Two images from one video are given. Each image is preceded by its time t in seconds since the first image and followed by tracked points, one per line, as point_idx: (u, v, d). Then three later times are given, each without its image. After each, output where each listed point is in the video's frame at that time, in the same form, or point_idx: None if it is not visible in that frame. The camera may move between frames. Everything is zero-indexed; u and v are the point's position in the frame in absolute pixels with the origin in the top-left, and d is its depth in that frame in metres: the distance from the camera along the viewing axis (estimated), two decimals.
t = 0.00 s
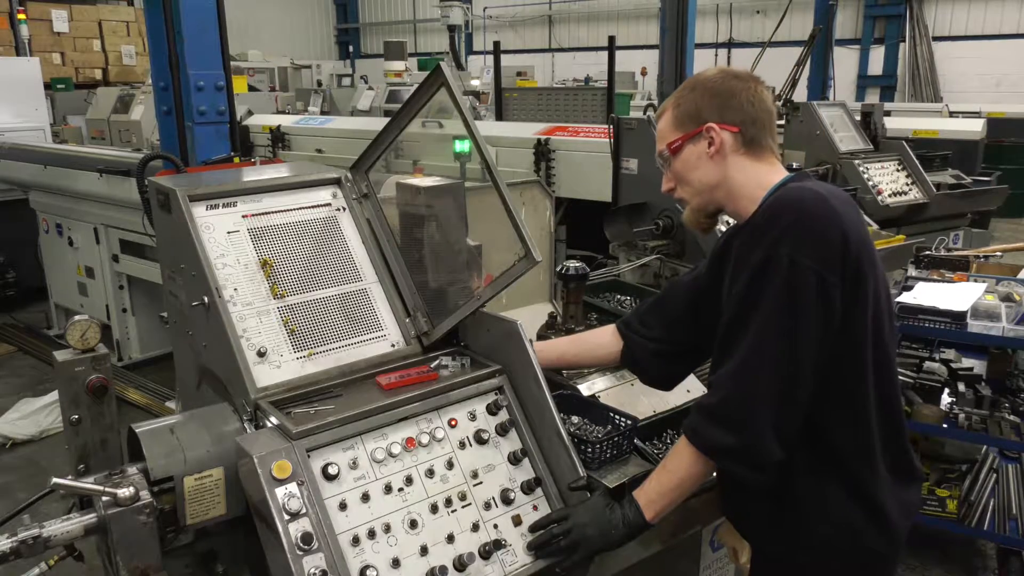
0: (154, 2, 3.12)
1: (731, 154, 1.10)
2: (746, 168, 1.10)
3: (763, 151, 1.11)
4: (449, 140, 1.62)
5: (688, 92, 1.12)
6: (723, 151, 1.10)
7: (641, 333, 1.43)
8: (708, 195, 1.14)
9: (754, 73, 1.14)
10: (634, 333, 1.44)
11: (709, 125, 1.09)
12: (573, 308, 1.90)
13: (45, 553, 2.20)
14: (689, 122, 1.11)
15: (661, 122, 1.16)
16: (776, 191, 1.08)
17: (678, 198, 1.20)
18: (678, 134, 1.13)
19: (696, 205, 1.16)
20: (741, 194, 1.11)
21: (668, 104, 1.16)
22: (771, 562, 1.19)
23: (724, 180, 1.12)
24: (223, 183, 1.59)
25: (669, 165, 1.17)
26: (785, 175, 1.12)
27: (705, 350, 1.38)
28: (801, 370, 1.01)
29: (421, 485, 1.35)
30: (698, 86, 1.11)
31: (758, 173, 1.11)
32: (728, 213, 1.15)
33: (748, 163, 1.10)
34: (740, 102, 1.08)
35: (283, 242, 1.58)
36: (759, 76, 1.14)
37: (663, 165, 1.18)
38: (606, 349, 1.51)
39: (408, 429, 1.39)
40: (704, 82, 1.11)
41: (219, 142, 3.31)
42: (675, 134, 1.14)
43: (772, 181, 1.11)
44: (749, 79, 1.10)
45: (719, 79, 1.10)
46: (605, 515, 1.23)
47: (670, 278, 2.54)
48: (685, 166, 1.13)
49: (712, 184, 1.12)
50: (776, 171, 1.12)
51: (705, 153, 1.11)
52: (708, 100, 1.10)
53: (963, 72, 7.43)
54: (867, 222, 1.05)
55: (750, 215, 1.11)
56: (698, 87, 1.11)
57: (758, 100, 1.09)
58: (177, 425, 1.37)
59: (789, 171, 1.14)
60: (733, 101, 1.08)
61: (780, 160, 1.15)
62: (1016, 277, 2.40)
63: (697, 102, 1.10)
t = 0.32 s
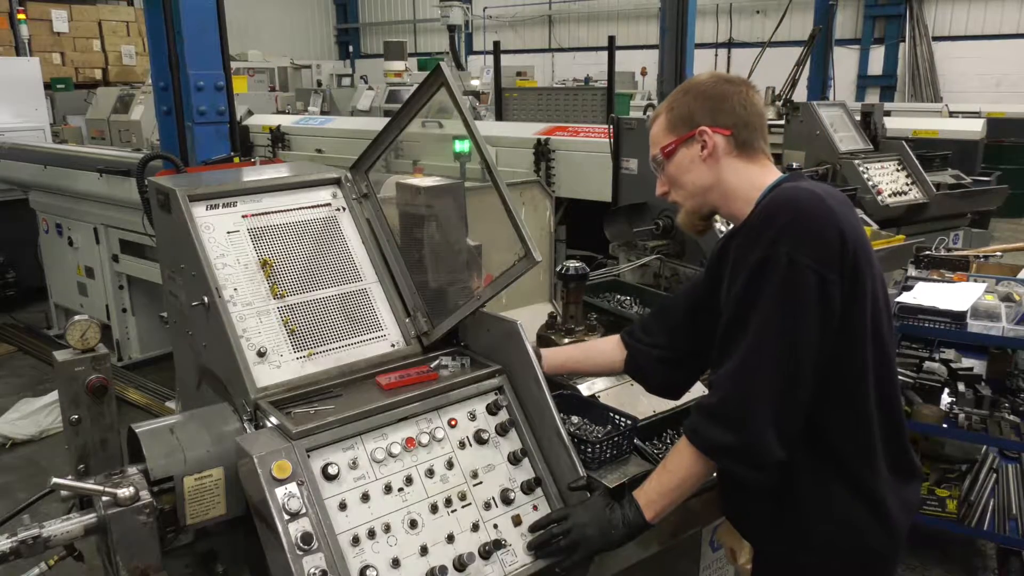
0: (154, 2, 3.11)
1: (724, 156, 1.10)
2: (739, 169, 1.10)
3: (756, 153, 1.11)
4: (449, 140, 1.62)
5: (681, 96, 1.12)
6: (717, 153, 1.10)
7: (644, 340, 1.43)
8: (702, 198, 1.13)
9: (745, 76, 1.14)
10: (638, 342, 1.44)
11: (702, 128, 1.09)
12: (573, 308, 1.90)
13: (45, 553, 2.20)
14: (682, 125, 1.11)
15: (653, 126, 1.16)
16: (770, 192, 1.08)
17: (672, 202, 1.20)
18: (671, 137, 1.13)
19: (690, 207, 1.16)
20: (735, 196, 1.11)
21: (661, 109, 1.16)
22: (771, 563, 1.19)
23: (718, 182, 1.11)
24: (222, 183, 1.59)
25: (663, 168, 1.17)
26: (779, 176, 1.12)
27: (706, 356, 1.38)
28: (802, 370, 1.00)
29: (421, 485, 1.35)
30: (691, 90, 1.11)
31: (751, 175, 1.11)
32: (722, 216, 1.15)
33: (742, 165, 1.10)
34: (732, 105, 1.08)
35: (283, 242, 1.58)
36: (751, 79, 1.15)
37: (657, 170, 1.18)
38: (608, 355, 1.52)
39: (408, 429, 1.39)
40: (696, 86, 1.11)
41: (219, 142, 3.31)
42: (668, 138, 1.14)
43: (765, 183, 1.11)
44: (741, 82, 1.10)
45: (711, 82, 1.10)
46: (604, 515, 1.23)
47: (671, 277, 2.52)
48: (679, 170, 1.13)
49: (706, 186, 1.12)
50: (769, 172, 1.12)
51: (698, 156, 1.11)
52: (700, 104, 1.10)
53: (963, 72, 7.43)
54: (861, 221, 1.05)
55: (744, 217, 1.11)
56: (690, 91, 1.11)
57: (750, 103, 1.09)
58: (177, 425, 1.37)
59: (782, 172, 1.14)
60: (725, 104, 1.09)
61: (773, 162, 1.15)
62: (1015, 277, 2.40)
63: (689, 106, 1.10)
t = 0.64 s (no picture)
0: (154, 2, 3.11)
1: (723, 155, 1.10)
2: (738, 169, 1.10)
3: (755, 152, 1.11)
4: (449, 140, 1.62)
5: (683, 92, 1.12)
6: (717, 151, 1.10)
7: (639, 346, 1.43)
8: (700, 196, 1.13)
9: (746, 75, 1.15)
10: (633, 346, 1.44)
11: (703, 125, 1.09)
12: (573, 308, 1.90)
13: (45, 553, 2.20)
14: (683, 121, 1.11)
15: (652, 122, 1.16)
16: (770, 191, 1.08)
17: (668, 198, 1.20)
18: (671, 134, 1.13)
19: (687, 205, 1.16)
20: (733, 195, 1.11)
21: (661, 103, 1.15)
22: (772, 564, 1.19)
23: (716, 180, 1.11)
24: (222, 183, 1.59)
25: (661, 164, 1.16)
26: (777, 177, 1.12)
27: (707, 358, 1.38)
28: (803, 370, 1.00)
29: (421, 485, 1.35)
30: (692, 86, 1.11)
31: (750, 174, 1.11)
32: (718, 214, 1.15)
33: (741, 164, 1.10)
34: (735, 104, 1.08)
35: (283, 242, 1.58)
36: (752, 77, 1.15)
37: (655, 165, 1.18)
38: (605, 356, 1.51)
39: (408, 429, 1.39)
40: (698, 82, 1.11)
41: (219, 142, 3.31)
42: (668, 133, 1.13)
43: (764, 182, 1.11)
44: (742, 81, 1.10)
45: (714, 79, 1.10)
46: (605, 516, 1.23)
47: (671, 277, 2.52)
48: (678, 167, 1.13)
49: (703, 184, 1.12)
50: (767, 172, 1.12)
51: (698, 153, 1.11)
52: (701, 101, 1.10)
53: (962, 72, 7.43)
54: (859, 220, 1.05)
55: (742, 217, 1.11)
56: (693, 87, 1.10)
57: (752, 102, 1.09)
58: (177, 424, 1.37)
59: (780, 172, 1.15)
60: (726, 102, 1.09)
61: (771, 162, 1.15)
62: (1015, 277, 2.40)
63: (690, 103, 1.10)
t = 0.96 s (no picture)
0: (154, 2, 3.11)
1: (714, 152, 1.10)
2: (728, 167, 1.11)
3: (746, 150, 1.11)
4: (449, 140, 1.62)
5: (676, 87, 1.11)
6: (708, 148, 1.10)
7: (630, 349, 1.42)
8: (688, 192, 1.14)
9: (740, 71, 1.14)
10: (623, 350, 1.43)
11: (695, 122, 1.09)
12: (573, 309, 1.91)
13: (45, 553, 2.20)
14: (673, 117, 1.11)
15: (644, 116, 1.16)
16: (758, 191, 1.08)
17: (657, 192, 1.20)
18: (662, 129, 1.12)
19: (675, 200, 1.16)
20: (721, 193, 1.12)
21: (652, 97, 1.15)
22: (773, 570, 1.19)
23: (706, 178, 1.12)
24: (222, 183, 1.59)
25: (650, 158, 1.16)
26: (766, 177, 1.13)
27: (699, 358, 1.38)
28: (796, 378, 1.00)
29: (421, 485, 1.35)
30: (685, 81, 1.11)
31: (740, 172, 1.11)
32: (705, 211, 1.16)
33: (731, 163, 1.11)
34: (728, 101, 1.08)
35: (284, 242, 1.58)
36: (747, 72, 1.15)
37: (645, 160, 1.18)
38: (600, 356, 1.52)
39: (408, 429, 1.39)
40: (692, 77, 1.11)
41: (219, 142, 3.31)
42: (659, 129, 1.13)
43: (752, 180, 1.11)
44: (736, 78, 1.10)
45: (708, 76, 1.10)
46: (605, 517, 1.23)
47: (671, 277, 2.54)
48: (667, 162, 1.13)
49: (693, 181, 1.12)
50: (757, 172, 1.12)
51: (688, 150, 1.11)
52: (693, 97, 1.09)
53: (962, 72, 7.43)
54: (839, 222, 1.06)
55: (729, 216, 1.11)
56: (686, 82, 1.10)
57: (745, 100, 1.08)
58: (177, 424, 1.37)
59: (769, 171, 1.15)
60: (719, 99, 1.08)
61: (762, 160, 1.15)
62: (1015, 277, 2.39)
63: (682, 98, 1.10)
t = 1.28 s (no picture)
0: (154, 2, 3.11)
1: (716, 155, 1.09)
2: (730, 169, 1.10)
3: (748, 151, 1.11)
4: (449, 140, 1.62)
5: (675, 85, 1.10)
6: (710, 150, 1.09)
7: (625, 343, 1.41)
8: (689, 195, 1.14)
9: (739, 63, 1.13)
10: (619, 344, 1.43)
11: (697, 124, 1.08)
12: (573, 309, 1.91)
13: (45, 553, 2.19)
14: (674, 119, 1.10)
15: (641, 114, 1.14)
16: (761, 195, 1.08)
17: (655, 192, 1.19)
18: (661, 129, 1.11)
19: (674, 202, 1.16)
20: (723, 196, 1.12)
21: (650, 95, 1.13)
22: None
23: (708, 180, 1.11)
24: (222, 183, 1.59)
25: (649, 159, 1.15)
26: (767, 177, 1.13)
27: (696, 352, 1.38)
28: (800, 401, 1.00)
29: (421, 485, 1.35)
30: (685, 79, 1.09)
31: (742, 174, 1.11)
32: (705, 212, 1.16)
33: (733, 164, 1.10)
34: (731, 101, 1.07)
35: (284, 242, 1.58)
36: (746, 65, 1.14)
37: (643, 159, 1.17)
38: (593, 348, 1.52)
39: (408, 429, 1.39)
40: (692, 75, 1.09)
41: (219, 142, 3.31)
42: (658, 130, 1.12)
43: (755, 181, 1.11)
44: (737, 75, 1.09)
45: (708, 74, 1.08)
46: (605, 518, 1.23)
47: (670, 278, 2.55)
48: (667, 164, 1.12)
49: (694, 184, 1.12)
50: (758, 172, 1.12)
51: (690, 152, 1.10)
52: (694, 96, 1.08)
53: (963, 73, 7.43)
54: (839, 236, 1.05)
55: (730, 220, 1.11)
56: (686, 82, 1.09)
57: (748, 98, 1.07)
58: (177, 424, 1.37)
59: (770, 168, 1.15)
60: (721, 98, 1.07)
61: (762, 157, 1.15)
62: (1015, 277, 2.40)
63: (683, 98, 1.09)
